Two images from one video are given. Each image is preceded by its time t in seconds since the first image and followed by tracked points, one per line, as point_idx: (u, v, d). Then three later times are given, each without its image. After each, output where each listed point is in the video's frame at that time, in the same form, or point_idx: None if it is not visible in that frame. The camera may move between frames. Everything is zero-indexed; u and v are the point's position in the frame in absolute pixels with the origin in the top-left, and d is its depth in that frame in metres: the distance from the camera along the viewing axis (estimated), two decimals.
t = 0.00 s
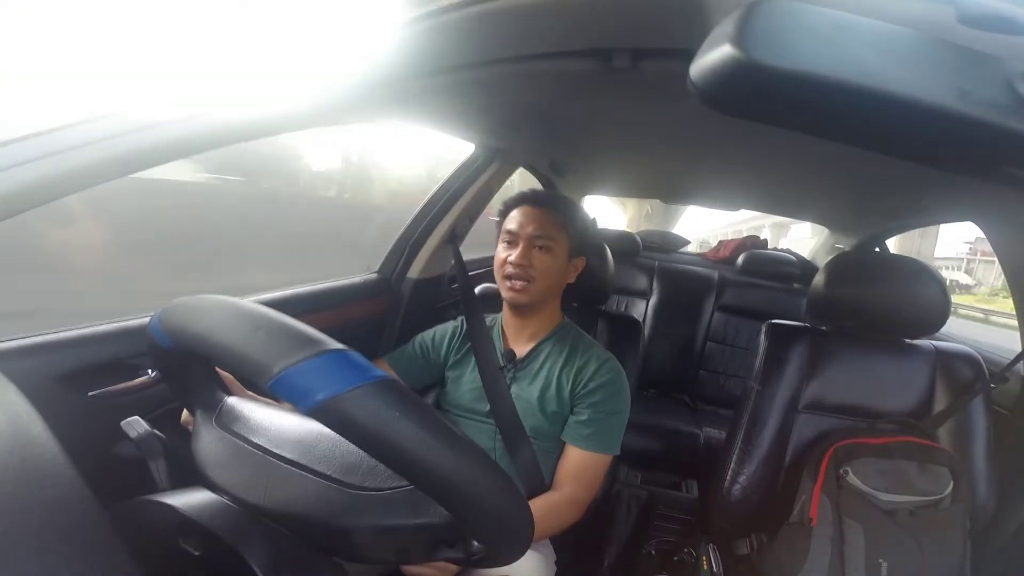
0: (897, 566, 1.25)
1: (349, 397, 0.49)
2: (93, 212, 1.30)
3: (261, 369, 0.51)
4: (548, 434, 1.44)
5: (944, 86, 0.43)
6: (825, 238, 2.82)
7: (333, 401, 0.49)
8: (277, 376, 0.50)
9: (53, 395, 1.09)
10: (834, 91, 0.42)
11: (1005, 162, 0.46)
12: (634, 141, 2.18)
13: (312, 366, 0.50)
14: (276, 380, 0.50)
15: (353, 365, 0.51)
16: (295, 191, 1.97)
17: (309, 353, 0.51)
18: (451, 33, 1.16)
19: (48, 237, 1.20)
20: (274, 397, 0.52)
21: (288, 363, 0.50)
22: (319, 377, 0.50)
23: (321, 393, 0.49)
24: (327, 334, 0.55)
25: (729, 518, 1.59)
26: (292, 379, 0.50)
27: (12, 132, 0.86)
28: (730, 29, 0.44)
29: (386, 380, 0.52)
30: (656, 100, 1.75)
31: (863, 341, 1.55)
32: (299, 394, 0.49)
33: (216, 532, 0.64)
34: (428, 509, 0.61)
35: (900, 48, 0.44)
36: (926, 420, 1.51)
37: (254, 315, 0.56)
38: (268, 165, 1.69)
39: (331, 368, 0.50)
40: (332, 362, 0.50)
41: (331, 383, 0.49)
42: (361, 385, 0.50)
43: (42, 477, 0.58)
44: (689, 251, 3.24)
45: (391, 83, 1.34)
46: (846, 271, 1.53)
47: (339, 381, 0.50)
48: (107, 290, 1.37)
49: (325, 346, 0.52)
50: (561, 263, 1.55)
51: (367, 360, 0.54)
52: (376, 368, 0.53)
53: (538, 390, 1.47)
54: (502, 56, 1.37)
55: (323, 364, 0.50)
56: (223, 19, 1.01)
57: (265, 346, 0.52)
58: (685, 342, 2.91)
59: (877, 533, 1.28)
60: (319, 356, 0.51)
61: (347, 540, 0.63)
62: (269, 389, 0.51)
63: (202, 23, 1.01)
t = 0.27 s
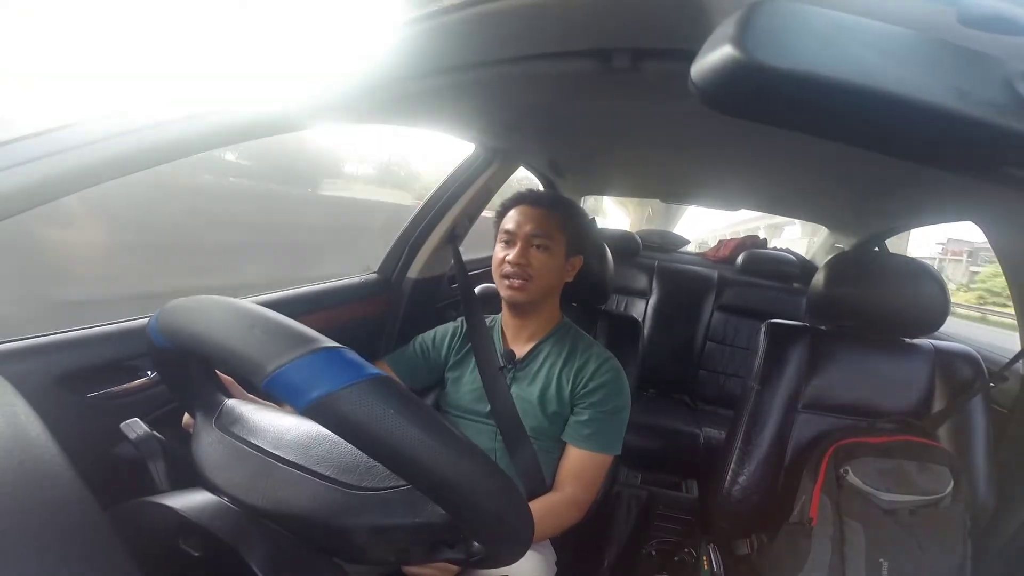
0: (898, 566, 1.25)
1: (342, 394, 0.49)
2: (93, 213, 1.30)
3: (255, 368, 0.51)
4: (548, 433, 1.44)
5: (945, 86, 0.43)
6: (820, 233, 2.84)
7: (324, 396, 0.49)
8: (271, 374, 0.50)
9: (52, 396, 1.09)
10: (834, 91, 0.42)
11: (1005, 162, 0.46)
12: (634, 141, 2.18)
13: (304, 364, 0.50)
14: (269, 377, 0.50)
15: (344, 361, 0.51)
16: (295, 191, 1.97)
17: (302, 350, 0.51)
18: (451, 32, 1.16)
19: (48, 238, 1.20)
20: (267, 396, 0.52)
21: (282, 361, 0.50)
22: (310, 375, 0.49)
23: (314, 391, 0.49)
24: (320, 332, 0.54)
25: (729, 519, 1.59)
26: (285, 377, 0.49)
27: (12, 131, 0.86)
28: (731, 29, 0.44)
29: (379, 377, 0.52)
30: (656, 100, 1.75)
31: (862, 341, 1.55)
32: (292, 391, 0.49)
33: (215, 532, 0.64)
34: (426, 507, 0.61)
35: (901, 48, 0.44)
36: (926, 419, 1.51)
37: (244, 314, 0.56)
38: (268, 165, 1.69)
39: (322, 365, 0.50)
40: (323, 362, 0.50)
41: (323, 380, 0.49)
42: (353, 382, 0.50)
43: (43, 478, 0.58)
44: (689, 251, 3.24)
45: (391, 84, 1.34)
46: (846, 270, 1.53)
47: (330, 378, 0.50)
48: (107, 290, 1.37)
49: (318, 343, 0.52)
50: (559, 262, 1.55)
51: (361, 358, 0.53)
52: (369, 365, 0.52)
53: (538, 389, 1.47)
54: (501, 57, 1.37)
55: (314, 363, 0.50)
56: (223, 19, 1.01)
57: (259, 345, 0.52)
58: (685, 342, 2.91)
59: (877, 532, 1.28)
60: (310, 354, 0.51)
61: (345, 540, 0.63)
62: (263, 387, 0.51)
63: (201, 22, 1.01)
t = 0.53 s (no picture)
0: (897, 566, 1.26)
1: (322, 378, 0.49)
2: (93, 212, 1.30)
3: (244, 356, 0.52)
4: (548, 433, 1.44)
5: (943, 84, 0.43)
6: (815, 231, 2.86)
7: (306, 380, 0.49)
8: (257, 360, 0.51)
9: (53, 394, 1.09)
10: (832, 90, 0.42)
11: (1004, 162, 0.46)
12: (634, 141, 2.18)
13: (289, 351, 0.50)
14: (257, 363, 0.51)
15: (324, 347, 0.51)
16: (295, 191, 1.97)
17: (286, 337, 0.51)
18: (450, 30, 1.15)
19: (48, 238, 1.20)
20: (254, 383, 0.52)
21: (267, 348, 0.51)
22: (293, 362, 0.50)
23: (297, 375, 0.49)
24: (308, 324, 0.55)
25: (728, 519, 1.59)
26: (269, 363, 0.50)
27: (12, 130, 0.86)
28: (728, 28, 0.44)
29: (361, 362, 0.51)
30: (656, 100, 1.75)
31: (863, 341, 1.55)
32: (276, 376, 0.49)
33: (217, 532, 0.64)
34: (421, 501, 0.61)
35: (899, 47, 0.44)
36: (927, 420, 1.52)
37: (240, 310, 0.56)
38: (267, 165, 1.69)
39: (303, 352, 0.50)
40: (304, 349, 0.50)
41: (306, 366, 0.49)
42: (334, 367, 0.50)
43: (43, 478, 0.58)
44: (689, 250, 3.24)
45: (390, 84, 1.34)
46: (846, 271, 1.53)
47: (311, 363, 0.50)
48: (108, 289, 1.37)
49: (300, 331, 0.52)
50: (561, 262, 1.55)
51: (343, 345, 0.53)
52: (351, 352, 0.52)
53: (538, 389, 1.47)
54: (502, 56, 1.37)
55: (297, 350, 0.50)
56: (223, 19, 1.00)
57: (248, 336, 0.53)
58: (685, 342, 2.91)
59: (877, 532, 1.28)
60: (294, 342, 0.51)
61: (341, 537, 0.63)
62: (250, 374, 0.51)
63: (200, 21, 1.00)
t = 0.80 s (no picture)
0: (897, 566, 1.25)
1: (331, 393, 0.50)
2: (93, 213, 1.30)
3: (252, 366, 0.52)
4: (549, 435, 1.43)
5: (945, 85, 0.43)
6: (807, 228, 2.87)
7: (318, 393, 0.50)
8: (266, 371, 0.51)
9: (53, 396, 1.08)
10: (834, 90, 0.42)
11: (1006, 161, 0.46)
12: (633, 141, 2.18)
13: (295, 365, 0.51)
14: (265, 375, 0.51)
15: (334, 357, 0.52)
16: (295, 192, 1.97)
17: (297, 347, 0.52)
18: (451, 30, 1.15)
19: (48, 239, 1.20)
20: (263, 394, 0.52)
21: (277, 359, 0.51)
22: (301, 376, 0.50)
23: (308, 390, 0.50)
24: (316, 332, 0.55)
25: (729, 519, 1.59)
26: (279, 374, 0.50)
27: (12, 130, 0.85)
28: (730, 28, 0.44)
29: (372, 373, 0.52)
30: (656, 100, 1.75)
31: (863, 341, 1.55)
32: (286, 386, 0.50)
33: (215, 531, 0.63)
34: (424, 504, 0.61)
35: (900, 48, 0.45)
36: (927, 419, 1.52)
37: (247, 314, 0.57)
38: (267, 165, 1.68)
39: (313, 364, 0.51)
40: (313, 360, 0.51)
41: (315, 379, 0.50)
42: (346, 378, 0.51)
43: (44, 479, 0.58)
44: (688, 251, 3.24)
45: (390, 84, 1.34)
46: (846, 270, 1.53)
47: (323, 375, 0.50)
48: (107, 290, 1.37)
49: (311, 340, 0.53)
50: (562, 262, 1.55)
51: (354, 355, 0.54)
52: (362, 361, 0.53)
53: (539, 390, 1.47)
54: (502, 56, 1.37)
55: (307, 362, 0.51)
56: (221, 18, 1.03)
57: (256, 344, 0.53)
58: (685, 342, 2.91)
59: (877, 532, 1.27)
60: (303, 352, 0.51)
61: (341, 538, 0.63)
62: (260, 384, 0.51)
63: (204, 23, 1.02)
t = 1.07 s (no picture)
0: (896, 566, 1.26)
1: (336, 393, 0.50)
2: (93, 212, 1.30)
3: (254, 367, 0.52)
4: (549, 435, 1.43)
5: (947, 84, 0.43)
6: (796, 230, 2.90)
7: (320, 394, 0.49)
8: (268, 372, 0.51)
9: (53, 395, 1.09)
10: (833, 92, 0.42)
11: (1005, 162, 0.46)
12: (634, 141, 2.18)
13: (301, 365, 0.50)
14: (267, 377, 0.51)
15: (337, 358, 0.52)
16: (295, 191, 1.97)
17: (298, 348, 0.52)
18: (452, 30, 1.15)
19: (48, 239, 1.20)
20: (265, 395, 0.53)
21: (279, 360, 0.51)
22: (306, 375, 0.50)
23: (311, 389, 0.50)
24: (321, 334, 0.55)
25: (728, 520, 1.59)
26: (282, 375, 0.50)
27: (13, 129, 0.86)
28: (730, 27, 0.44)
29: (375, 374, 0.52)
30: (656, 100, 1.75)
31: (863, 342, 1.55)
32: (288, 388, 0.50)
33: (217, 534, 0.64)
34: (426, 506, 0.60)
35: (901, 48, 0.44)
36: (926, 420, 1.50)
37: (250, 315, 0.56)
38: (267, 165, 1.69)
39: (317, 365, 0.50)
40: (317, 361, 0.51)
41: (319, 379, 0.50)
42: (348, 379, 0.50)
43: (48, 479, 0.58)
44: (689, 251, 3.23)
45: (390, 84, 1.34)
46: (846, 270, 1.53)
47: (325, 376, 0.50)
48: (107, 289, 1.37)
49: (316, 340, 0.53)
50: (562, 261, 1.55)
51: (357, 356, 0.54)
52: (364, 362, 0.53)
53: (538, 390, 1.46)
54: (502, 56, 1.37)
55: (311, 362, 0.51)
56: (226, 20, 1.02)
57: (257, 344, 0.53)
58: (685, 342, 2.91)
59: (877, 533, 1.28)
60: (307, 353, 0.51)
61: (341, 541, 0.63)
62: (262, 386, 0.51)
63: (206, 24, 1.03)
